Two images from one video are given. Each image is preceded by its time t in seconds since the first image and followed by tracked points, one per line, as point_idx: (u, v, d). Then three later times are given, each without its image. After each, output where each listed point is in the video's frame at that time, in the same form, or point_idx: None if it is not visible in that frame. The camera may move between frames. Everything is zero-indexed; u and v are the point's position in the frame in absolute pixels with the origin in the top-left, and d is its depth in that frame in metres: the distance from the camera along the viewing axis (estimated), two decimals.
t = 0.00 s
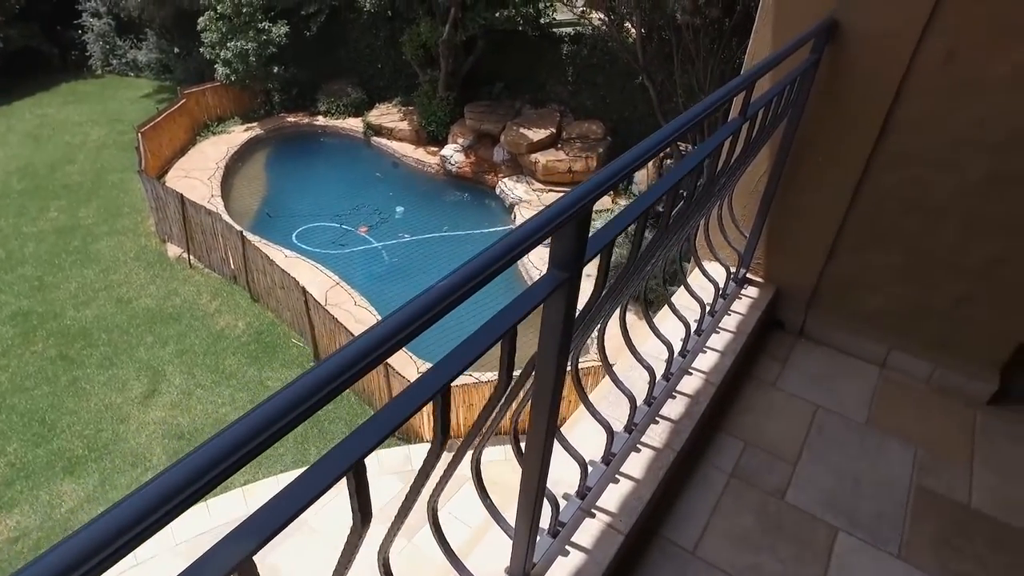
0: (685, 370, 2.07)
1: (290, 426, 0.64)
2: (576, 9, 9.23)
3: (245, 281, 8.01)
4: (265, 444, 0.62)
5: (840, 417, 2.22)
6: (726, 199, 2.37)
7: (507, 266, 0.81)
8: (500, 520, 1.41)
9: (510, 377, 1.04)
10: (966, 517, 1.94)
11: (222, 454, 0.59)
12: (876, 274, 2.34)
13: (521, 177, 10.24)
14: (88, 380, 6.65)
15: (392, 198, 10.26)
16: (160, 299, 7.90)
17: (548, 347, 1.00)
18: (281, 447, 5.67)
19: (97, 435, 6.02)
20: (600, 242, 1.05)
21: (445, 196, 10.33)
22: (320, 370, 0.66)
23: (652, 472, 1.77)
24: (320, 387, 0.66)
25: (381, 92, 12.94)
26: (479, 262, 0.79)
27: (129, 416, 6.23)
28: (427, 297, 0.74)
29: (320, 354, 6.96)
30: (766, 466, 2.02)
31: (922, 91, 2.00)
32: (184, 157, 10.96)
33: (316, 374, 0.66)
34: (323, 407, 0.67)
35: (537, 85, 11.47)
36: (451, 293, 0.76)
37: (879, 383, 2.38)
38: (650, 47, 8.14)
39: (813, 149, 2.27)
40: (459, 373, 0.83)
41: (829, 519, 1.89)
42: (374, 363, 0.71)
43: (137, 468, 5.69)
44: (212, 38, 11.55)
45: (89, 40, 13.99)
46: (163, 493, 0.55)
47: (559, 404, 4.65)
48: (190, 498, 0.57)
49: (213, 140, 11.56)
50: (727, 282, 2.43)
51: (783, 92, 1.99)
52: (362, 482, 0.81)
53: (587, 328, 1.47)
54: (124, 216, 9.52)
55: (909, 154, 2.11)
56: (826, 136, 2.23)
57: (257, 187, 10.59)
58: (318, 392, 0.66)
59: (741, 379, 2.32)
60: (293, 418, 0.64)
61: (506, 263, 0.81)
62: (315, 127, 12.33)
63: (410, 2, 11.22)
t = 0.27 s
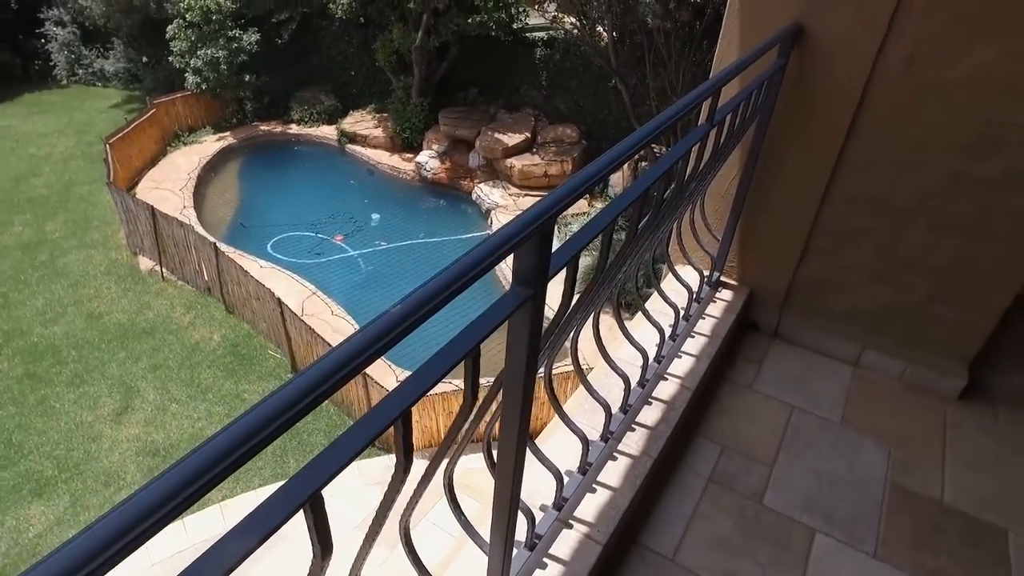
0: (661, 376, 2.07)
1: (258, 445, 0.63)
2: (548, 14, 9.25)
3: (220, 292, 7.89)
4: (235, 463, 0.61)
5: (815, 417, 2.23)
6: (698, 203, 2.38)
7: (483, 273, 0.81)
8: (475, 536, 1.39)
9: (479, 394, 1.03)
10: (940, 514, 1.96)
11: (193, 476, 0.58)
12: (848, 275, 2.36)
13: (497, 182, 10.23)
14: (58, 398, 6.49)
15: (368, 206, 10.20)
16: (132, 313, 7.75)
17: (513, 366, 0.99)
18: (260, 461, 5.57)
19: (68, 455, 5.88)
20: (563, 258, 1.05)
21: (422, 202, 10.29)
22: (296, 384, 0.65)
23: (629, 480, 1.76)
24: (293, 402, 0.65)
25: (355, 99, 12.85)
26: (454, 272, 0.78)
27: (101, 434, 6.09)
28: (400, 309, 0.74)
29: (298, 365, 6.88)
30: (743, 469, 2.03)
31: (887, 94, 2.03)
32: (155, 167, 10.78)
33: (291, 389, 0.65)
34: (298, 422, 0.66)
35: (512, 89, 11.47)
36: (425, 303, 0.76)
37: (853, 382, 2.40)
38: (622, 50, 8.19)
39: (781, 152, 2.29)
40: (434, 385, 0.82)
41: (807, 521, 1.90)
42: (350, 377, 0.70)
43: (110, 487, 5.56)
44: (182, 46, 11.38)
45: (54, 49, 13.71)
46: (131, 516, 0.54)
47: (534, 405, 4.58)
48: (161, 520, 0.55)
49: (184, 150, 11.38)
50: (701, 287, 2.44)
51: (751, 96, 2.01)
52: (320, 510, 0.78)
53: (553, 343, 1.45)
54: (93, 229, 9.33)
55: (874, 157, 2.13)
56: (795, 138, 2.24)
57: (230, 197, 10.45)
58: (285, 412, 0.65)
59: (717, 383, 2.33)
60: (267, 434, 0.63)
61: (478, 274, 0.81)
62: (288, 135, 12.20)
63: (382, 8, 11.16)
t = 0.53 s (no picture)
0: (639, 381, 2.06)
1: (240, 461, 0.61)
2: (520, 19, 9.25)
3: (193, 304, 7.76)
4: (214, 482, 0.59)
5: (792, 418, 2.24)
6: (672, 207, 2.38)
7: (458, 283, 0.80)
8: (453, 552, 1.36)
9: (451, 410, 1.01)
10: (917, 510, 1.98)
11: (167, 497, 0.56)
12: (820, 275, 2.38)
13: (473, 187, 10.20)
14: (26, 417, 6.33)
15: (343, 213, 10.12)
16: (102, 327, 7.59)
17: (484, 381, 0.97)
18: (238, 476, 5.47)
19: (38, 476, 5.73)
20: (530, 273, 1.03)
21: (397, 209, 10.23)
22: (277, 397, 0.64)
23: (608, 488, 1.75)
24: (273, 415, 0.64)
25: (328, 106, 12.73)
26: (434, 279, 0.77)
27: (72, 453, 5.95)
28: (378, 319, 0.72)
29: (275, 376, 6.78)
30: (723, 471, 2.03)
31: (854, 95, 2.05)
32: (123, 178, 10.58)
33: (271, 402, 0.64)
34: (274, 439, 0.65)
35: (485, 94, 11.45)
36: (404, 312, 0.74)
37: (829, 381, 2.41)
38: (594, 54, 8.22)
39: (752, 155, 2.30)
40: (411, 397, 0.80)
41: (787, 522, 1.90)
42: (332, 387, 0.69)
43: (82, 508, 5.42)
44: (149, 55, 11.18)
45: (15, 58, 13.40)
46: (106, 540, 0.52)
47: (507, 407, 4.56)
48: (134, 547, 0.53)
49: (153, 160, 11.19)
50: (676, 290, 2.44)
51: (720, 100, 2.02)
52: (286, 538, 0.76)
53: (525, 357, 1.43)
54: (60, 242, 9.12)
55: (843, 158, 2.15)
56: (766, 141, 2.25)
57: (202, 207, 10.30)
58: (270, 423, 0.64)
59: (694, 386, 2.33)
60: (248, 449, 0.61)
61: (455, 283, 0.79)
62: (261, 143, 12.05)
63: (353, 14, 11.09)
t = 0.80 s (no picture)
0: (616, 387, 2.03)
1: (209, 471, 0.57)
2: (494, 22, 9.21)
3: (167, 315, 7.60)
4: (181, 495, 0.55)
5: (771, 418, 2.23)
6: (646, 209, 2.35)
7: (432, 285, 0.76)
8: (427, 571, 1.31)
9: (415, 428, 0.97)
10: (896, 507, 1.97)
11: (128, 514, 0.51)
12: (797, 274, 2.37)
13: (450, 191, 10.16)
14: None
15: (319, 219, 10.02)
16: (72, 340, 7.41)
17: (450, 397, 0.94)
18: (216, 489, 5.36)
19: (6, 496, 5.58)
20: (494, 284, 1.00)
21: (374, 214, 10.15)
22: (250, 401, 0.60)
23: (587, 496, 1.72)
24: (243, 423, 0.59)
25: (302, 111, 12.58)
26: (409, 280, 0.74)
27: (41, 471, 5.80)
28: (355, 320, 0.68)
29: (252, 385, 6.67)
30: (703, 475, 2.01)
31: (826, 94, 2.04)
32: (92, 187, 10.36)
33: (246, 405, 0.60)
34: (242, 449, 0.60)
35: (461, 97, 11.40)
36: (381, 313, 0.70)
37: (807, 380, 2.40)
38: (569, 55, 8.22)
39: (727, 156, 2.27)
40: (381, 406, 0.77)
41: (768, 525, 1.89)
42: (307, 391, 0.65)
43: (52, 527, 5.28)
44: (116, 61, 10.94)
45: None
46: (60, 563, 0.47)
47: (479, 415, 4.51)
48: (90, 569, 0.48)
49: (124, 168, 10.98)
50: (653, 292, 2.41)
51: (693, 98, 2.00)
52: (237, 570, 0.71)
53: (493, 370, 1.38)
54: (27, 254, 8.91)
55: (815, 157, 2.15)
56: (739, 142, 2.24)
57: (175, 216, 10.13)
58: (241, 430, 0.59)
59: (672, 389, 2.31)
60: (221, 454, 0.57)
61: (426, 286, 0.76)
62: (234, 150, 11.86)
63: (326, 18, 10.99)
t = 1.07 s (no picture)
0: (592, 394, 1.99)
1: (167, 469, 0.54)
2: (472, 22, 9.14)
3: (143, 322, 7.44)
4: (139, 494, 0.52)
5: (751, 422, 2.19)
6: (621, 210, 2.31)
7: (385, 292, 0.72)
8: None
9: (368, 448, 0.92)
10: (877, 509, 1.94)
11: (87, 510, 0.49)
12: (775, 274, 2.33)
13: (430, 193, 10.09)
14: None
15: (298, 222, 9.90)
16: (44, 351, 7.25)
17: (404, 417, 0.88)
18: (196, 497, 5.22)
19: None
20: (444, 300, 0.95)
21: (354, 217, 10.04)
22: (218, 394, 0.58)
23: (562, 508, 1.68)
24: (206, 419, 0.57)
25: (280, 114, 12.42)
26: (381, 273, 0.72)
27: (12, 486, 5.65)
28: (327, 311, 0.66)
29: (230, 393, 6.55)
30: (682, 482, 1.97)
31: (800, 92, 2.01)
32: (64, 194, 10.14)
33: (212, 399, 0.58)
34: (170, 475, 0.55)
35: (440, 97, 11.32)
36: (329, 323, 0.66)
37: (787, 382, 2.37)
38: (547, 55, 8.18)
39: (702, 156, 2.23)
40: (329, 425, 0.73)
41: (749, 531, 1.85)
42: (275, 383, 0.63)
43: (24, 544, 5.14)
44: (87, 65, 10.69)
45: None
46: None
47: (441, 427, 4.43)
48: None
49: (97, 173, 10.77)
50: (629, 295, 2.36)
51: (665, 96, 1.96)
52: None
53: (458, 386, 1.31)
54: None
55: (790, 156, 2.11)
56: (714, 141, 2.19)
57: (151, 221, 9.96)
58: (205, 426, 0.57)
59: (650, 394, 2.27)
60: (189, 446, 0.55)
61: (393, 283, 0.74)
62: (211, 154, 11.68)
63: (302, 20, 10.86)
